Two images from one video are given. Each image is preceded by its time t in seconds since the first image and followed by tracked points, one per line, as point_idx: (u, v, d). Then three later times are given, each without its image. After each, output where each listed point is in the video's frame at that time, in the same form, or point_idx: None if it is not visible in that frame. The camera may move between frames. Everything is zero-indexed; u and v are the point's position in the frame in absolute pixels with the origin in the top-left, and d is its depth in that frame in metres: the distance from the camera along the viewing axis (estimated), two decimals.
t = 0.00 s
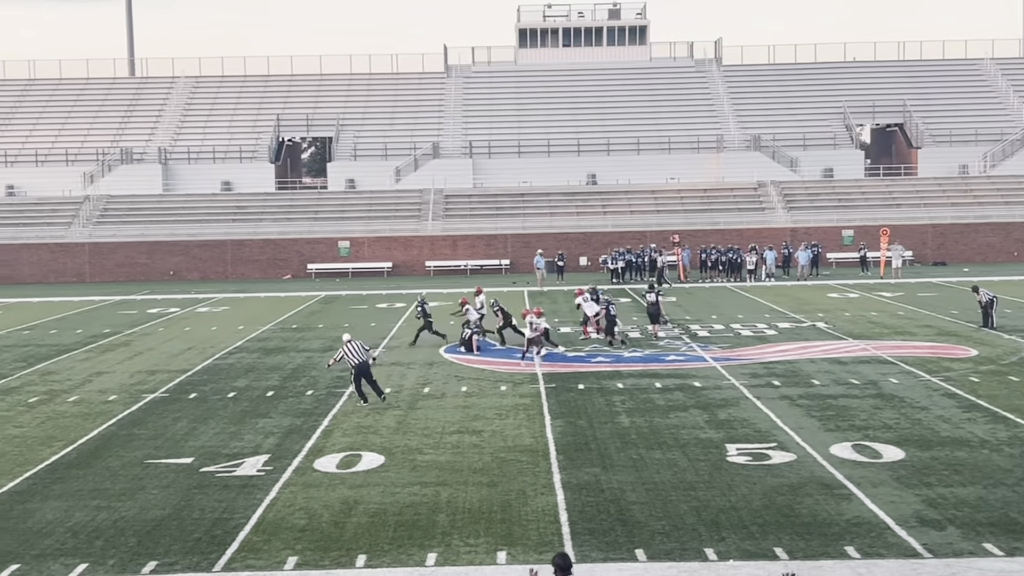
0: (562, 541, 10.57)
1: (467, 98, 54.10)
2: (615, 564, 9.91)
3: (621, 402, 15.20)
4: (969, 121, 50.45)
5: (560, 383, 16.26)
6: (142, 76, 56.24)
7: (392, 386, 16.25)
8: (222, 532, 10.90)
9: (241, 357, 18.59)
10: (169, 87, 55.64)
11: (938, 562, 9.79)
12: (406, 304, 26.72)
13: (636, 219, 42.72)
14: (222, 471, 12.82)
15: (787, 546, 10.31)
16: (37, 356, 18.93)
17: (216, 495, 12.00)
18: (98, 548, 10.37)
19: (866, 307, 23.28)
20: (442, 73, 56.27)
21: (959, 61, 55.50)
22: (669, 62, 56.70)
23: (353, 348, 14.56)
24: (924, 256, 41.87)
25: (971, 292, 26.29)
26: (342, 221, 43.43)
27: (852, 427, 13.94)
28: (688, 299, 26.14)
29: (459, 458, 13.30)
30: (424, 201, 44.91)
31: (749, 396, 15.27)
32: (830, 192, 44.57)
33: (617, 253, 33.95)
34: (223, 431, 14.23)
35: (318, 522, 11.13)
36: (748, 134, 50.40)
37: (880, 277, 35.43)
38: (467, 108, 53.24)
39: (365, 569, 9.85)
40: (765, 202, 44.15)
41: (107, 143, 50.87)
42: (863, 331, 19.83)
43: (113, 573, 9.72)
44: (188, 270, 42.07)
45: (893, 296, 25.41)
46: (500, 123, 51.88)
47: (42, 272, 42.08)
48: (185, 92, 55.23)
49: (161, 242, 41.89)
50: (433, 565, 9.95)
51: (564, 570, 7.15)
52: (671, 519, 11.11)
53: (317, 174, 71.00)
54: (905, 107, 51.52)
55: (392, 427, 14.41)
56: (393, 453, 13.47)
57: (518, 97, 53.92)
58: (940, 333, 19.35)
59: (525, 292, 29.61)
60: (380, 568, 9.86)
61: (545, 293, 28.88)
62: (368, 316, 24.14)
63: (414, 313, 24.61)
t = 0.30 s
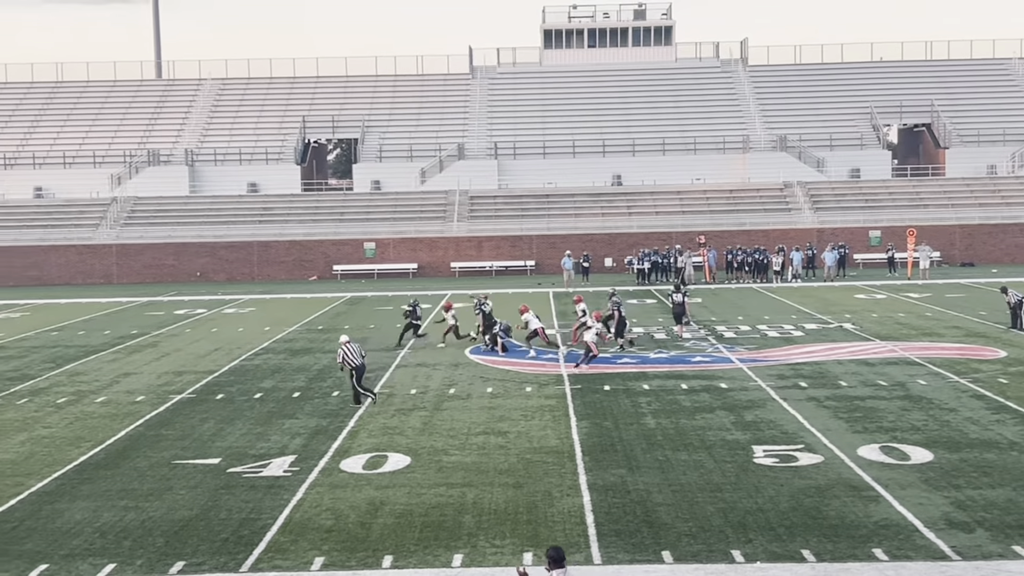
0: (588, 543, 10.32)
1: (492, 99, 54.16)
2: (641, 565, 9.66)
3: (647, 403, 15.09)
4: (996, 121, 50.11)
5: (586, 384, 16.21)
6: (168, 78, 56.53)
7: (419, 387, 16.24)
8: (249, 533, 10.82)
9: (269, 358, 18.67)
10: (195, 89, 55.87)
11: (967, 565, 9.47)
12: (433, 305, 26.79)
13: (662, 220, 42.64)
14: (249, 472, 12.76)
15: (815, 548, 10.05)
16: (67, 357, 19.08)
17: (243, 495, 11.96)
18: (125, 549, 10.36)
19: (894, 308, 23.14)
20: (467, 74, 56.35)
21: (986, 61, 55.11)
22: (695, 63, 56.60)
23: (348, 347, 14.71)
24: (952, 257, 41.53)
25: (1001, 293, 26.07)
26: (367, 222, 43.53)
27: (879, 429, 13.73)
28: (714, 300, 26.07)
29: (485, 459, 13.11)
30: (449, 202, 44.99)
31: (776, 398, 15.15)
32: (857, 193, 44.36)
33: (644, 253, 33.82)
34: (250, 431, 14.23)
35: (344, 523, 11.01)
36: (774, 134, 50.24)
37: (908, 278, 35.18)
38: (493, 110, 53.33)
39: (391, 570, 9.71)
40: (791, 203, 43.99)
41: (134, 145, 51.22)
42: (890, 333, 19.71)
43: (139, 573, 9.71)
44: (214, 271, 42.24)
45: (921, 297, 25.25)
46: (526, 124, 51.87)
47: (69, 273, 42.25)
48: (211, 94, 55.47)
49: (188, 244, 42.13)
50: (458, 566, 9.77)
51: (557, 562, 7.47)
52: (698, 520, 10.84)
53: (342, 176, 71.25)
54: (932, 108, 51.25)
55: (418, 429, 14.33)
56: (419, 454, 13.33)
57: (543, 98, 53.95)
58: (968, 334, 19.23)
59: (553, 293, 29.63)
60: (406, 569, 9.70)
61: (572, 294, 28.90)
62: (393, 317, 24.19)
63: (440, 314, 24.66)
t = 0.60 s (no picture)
0: (604, 543, 10.30)
1: (509, 99, 54.18)
2: (657, 565, 9.64)
3: (663, 403, 15.00)
4: (1015, 121, 49.89)
5: (602, 384, 16.12)
6: (186, 78, 56.70)
7: (436, 387, 16.17)
8: (265, 532, 10.83)
9: (286, 357, 18.70)
10: (213, 89, 56.00)
11: (984, 565, 9.41)
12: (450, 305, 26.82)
13: (678, 220, 42.56)
14: (266, 471, 12.73)
15: (831, 547, 10.00)
16: (85, 356, 19.17)
17: (259, 494, 11.95)
18: (141, 548, 10.38)
19: (912, 308, 23.05)
20: (484, 74, 56.36)
21: (1005, 59, 54.82)
22: (712, 62, 56.48)
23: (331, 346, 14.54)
24: (971, 256, 41.32)
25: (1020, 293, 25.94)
26: (384, 222, 43.59)
27: (896, 429, 13.63)
28: (732, 300, 26.01)
29: (501, 458, 13.02)
30: (466, 202, 45.03)
31: (793, 398, 15.05)
32: (874, 192, 44.22)
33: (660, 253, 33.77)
34: (266, 430, 14.20)
35: (361, 522, 11.00)
36: (791, 134, 50.14)
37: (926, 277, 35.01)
38: (509, 109, 53.36)
39: (407, 569, 9.70)
40: (808, 202, 43.87)
41: (152, 145, 51.42)
42: (907, 332, 19.62)
43: (159, 572, 9.76)
44: (231, 271, 42.30)
45: (939, 297, 25.13)
46: (542, 124, 51.85)
47: (87, 273, 42.40)
48: (228, 94, 55.61)
49: (205, 244, 42.24)
50: (474, 566, 9.77)
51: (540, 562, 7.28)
52: (715, 520, 10.81)
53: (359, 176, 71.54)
54: (951, 107, 51.06)
55: (434, 428, 14.20)
56: (435, 454, 13.21)
57: (559, 97, 53.95)
58: (986, 334, 19.14)
59: (571, 292, 29.63)
60: (422, 568, 9.72)
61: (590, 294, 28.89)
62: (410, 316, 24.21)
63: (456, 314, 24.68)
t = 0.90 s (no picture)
0: (608, 542, 10.30)
1: (512, 99, 54.21)
2: (661, 564, 9.63)
3: (667, 402, 14.91)
4: (1018, 120, 49.84)
5: (606, 383, 16.07)
6: (189, 78, 56.75)
7: (440, 386, 16.13)
8: (269, 531, 10.84)
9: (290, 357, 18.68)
10: (217, 89, 56.07)
11: (988, 564, 9.39)
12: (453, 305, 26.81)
13: (682, 220, 42.54)
14: (270, 470, 12.68)
15: (835, 547, 9.99)
16: (90, 356, 19.17)
17: (263, 494, 11.93)
18: (145, 547, 10.40)
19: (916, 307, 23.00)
20: (487, 74, 56.40)
21: (1009, 58, 54.76)
22: (715, 61, 56.46)
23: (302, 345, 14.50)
24: (975, 255, 41.28)
25: None
26: (387, 221, 43.62)
27: (901, 428, 13.57)
28: (736, 299, 25.98)
29: (505, 457, 12.96)
30: (470, 202, 45.04)
31: (797, 397, 14.99)
32: (878, 191, 44.19)
33: (664, 253, 33.76)
34: (270, 430, 14.14)
35: (364, 522, 11.00)
36: (795, 133, 50.11)
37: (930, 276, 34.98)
38: (513, 108, 53.39)
39: (412, 569, 9.72)
40: (812, 201, 43.84)
41: (156, 145, 51.47)
42: (912, 332, 19.58)
43: (163, 571, 9.77)
44: (236, 270, 42.33)
45: (943, 297, 25.08)
46: (546, 124, 51.86)
47: (91, 273, 42.45)
48: (232, 94, 55.67)
49: (209, 244, 42.27)
50: (478, 565, 9.78)
51: (524, 554, 7.44)
52: (718, 519, 10.80)
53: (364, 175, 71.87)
54: (955, 106, 51.00)
55: (438, 428, 14.09)
56: (439, 453, 13.13)
57: (563, 96, 53.97)
58: (991, 333, 19.10)
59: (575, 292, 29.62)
60: (426, 568, 9.73)
61: (594, 294, 28.88)
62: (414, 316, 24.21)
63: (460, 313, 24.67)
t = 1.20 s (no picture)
0: (601, 540, 10.30)
1: (504, 97, 54.23)
2: (653, 562, 9.64)
3: (660, 400, 14.82)
4: (1009, 118, 49.98)
5: (598, 381, 16.04)
6: (181, 77, 56.67)
7: (432, 385, 16.07)
8: (261, 530, 10.82)
9: (281, 355, 18.63)
10: (208, 87, 56.02)
11: (979, 561, 9.39)
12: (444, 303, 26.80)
13: (674, 218, 42.57)
14: (261, 469, 12.62)
15: (827, 545, 10.00)
16: (81, 355, 19.14)
17: (255, 493, 11.89)
18: (138, 547, 10.39)
19: (908, 305, 23.03)
20: (480, 72, 56.44)
21: (1000, 56, 54.92)
22: (707, 60, 56.56)
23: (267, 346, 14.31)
24: (965, 253, 41.36)
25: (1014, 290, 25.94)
26: (379, 220, 43.60)
27: (893, 425, 13.54)
28: (728, 297, 26.00)
29: (497, 455, 12.87)
30: (462, 200, 45.02)
31: (789, 394, 14.94)
32: (869, 190, 44.27)
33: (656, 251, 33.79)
34: (262, 427, 14.08)
35: (357, 520, 10.98)
36: (787, 131, 50.20)
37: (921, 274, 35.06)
38: (505, 107, 53.42)
39: (404, 567, 9.71)
40: (804, 199, 43.90)
41: (147, 143, 51.37)
42: (903, 330, 19.62)
43: (155, 570, 9.76)
44: (228, 270, 42.27)
45: (934, 294, 25.12)
46: (538, 122, 51.88)
47: (82, 272, 42.36)
48: (224, 92, 55.60)
49: (200, 243, 42.19)
50: (470, 563, 9.78)
51: (513, 548, 7.39)
52: (711, 517, 10.80)
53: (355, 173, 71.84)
54: (945, 105, 51.11)
55: (430, 426, 13.93)
56: (432, 451, 13.00)
57: (555, 95, 54.01)
58: (981, 331, 19.15)
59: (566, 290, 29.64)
60: (419, 566, 9.73)
61: (585, 291, 28.90)
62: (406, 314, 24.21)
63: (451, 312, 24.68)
